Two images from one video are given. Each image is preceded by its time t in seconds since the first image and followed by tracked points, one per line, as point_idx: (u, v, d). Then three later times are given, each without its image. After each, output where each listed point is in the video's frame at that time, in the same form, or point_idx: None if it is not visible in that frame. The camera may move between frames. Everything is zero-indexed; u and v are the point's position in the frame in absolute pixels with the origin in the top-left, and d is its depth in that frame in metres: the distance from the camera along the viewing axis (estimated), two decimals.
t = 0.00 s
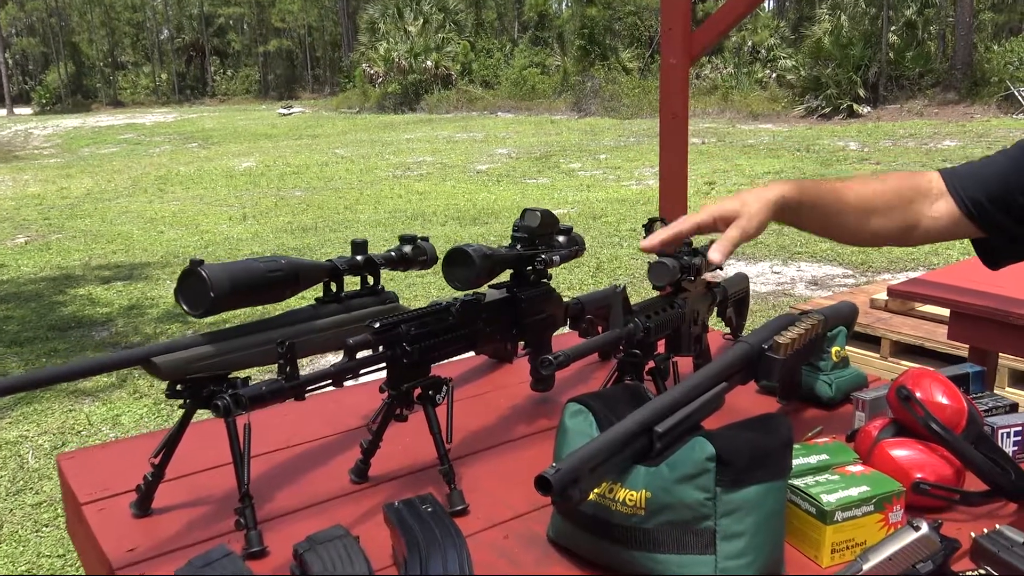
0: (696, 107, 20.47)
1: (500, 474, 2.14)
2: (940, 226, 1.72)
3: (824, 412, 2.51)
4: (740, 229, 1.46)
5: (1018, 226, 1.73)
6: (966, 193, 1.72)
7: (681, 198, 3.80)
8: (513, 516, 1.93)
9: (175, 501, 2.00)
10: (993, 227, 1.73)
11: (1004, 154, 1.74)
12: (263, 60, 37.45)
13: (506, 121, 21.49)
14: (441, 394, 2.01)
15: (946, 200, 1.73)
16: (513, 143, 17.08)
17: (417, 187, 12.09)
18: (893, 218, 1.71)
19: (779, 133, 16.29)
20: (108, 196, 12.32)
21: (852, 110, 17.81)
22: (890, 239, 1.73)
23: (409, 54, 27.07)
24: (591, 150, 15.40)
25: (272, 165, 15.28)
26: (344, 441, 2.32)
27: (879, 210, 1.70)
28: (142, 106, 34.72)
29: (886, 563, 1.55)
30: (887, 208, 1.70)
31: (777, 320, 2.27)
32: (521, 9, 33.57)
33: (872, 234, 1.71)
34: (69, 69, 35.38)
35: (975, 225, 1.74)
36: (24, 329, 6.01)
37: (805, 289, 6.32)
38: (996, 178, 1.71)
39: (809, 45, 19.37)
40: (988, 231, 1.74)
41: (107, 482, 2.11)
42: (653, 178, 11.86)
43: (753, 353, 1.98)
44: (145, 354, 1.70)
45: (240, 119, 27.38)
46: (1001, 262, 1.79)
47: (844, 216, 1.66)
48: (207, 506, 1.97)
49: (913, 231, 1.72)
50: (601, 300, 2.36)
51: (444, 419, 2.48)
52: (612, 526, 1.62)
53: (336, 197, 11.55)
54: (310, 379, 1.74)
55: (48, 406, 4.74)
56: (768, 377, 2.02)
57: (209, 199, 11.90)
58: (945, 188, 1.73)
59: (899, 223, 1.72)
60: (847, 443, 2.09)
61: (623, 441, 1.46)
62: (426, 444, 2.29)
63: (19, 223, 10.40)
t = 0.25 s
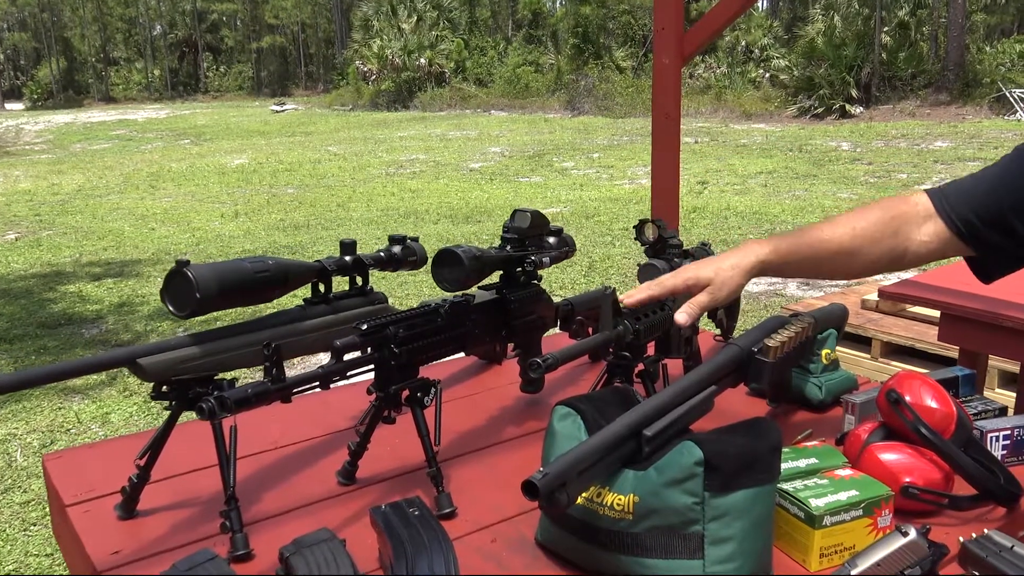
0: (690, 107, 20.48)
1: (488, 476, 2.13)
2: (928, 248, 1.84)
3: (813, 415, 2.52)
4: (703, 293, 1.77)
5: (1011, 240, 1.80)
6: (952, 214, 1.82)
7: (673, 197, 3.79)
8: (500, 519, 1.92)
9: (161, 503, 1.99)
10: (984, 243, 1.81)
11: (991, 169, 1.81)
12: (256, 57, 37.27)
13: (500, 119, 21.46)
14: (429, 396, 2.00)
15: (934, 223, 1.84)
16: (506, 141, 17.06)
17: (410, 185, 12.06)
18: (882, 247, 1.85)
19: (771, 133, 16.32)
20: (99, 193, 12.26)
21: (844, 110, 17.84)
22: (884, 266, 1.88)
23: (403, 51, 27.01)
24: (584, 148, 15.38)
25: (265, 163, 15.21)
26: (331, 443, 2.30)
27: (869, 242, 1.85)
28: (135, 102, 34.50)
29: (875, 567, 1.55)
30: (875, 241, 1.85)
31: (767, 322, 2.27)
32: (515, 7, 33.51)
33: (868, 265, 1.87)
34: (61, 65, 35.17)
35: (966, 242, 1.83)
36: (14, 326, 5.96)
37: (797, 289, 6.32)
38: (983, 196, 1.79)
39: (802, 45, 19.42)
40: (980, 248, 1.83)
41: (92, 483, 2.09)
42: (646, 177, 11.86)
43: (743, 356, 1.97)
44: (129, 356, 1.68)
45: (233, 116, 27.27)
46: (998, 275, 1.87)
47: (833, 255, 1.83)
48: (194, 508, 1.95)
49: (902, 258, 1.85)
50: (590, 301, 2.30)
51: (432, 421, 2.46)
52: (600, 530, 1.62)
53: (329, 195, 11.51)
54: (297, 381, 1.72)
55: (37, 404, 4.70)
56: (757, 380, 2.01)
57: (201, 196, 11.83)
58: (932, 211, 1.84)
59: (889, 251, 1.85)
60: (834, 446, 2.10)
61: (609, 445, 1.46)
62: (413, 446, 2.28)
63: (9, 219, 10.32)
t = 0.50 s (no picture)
0: (685, 105, 20.47)
1: (483, 474, 2.12)
2: (922, 254, 1.87)
3: (808, 413, 2.52)
4: (700, 298, 1.79)
5: (1004, 245, 1.83)
6: (945, 220, 1.85)
7: (669, 195, 3.79)
8: (496, 517, 1.92)
9: (156, 501, 1.98)
10: (977, 247, 1.84)
11: (983, 174, 1.85)
12: (251, 54, 37.14)
13: (495, 117, 21.45)
14: (425, 394, 2.00)
15: (928, 229, 1.86)
16: (501, 139, 17.04)
17: (405, 183, 12.05)
18: (876, 253, 1.87)
19: (766, 131, 16.35)
20: (93, 191, 12.21)
21: (838, 108, 17.89)
22: (878, 271, 1.91)
23: (398, 49, 26.96)
24: (579, 146, 15.38)
25: (260, 161, 15.17)
26: (327, 441, 2.30)
27: (864, 249, 1.87)
28: (129, 100, 34.38)
29: (870, 564, 1.55)
30: (869, 248, 1.87)
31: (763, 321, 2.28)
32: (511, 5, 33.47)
33: (863, 272, 1.90)
34: (55, 62, 35.04)
35: (959, 247, 1.86)
36: (7, 325, 5.93)
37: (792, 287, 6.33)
38: (975, 201, 1.83)
39: (796, 44, 19.47)
40: (972, 253, 1.86)
41: (86, 482, 2.09)
42: (641, 175, 11.87)
43: (738, 354, 1.98)
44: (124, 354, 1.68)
45: (227, 114, 27.20)
46: (990, 279, 1.91)
47: (828, 261, 1.86)
48: (189, 506, 1.95)
49: (897, 263, 1.88)
50: (585, 299, 2.30)
51: (427, 419, 2.46)
52: (596, 528, 1.62)
53: (324, 193, 11.49)
54: (293, 379, 1.71)
55: (31, 403, 4.69)
56: (752, 378, 2.02)
57: (196, 194, 11.80)
58: (925, 217, 1.87)
59: (884, 256, 1.88)
60: (828, 443, 2.10)
61: (605, 442, 1.46)
62: (408, 444, 2.28)
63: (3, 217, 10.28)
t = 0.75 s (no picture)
0: (676, 103, 20.51)
1: (478, 470, 2.13)
2: (912, 248, 1.90)
3: (800, 408, 2.54)
4: (692, 291, 1.81)
5: (994, 240, 1.85)
6: (935, 215, 1.87)
7: (661, 192, 3.80)
8: (490, 512, 1.93)
9: (151, 498, 1.98)
10: (966, 242, 1.87)
11: (973, 169, 1.87)
12: (242, 52, 37.00)
13: (487, 115, 21.45)
14: (420, 390, 2.01)
15: (917, 224, 1.89)
16: (493, 137, 17.04)
17: (397, 181, 12.04)
18: (867, 246, 1.90)
19: (758, 129, 16.40)
20: (83, 190, 12.16)
21: (830, 106, 17.97)
22: (868, 265, 1.94)
23: (390, 47, 26.92)
24: (571, 144, 15.40)
25: (251, 159, 15.13)
26: (322, 437, 2.31)
27: (854, 243, 1.91)
28: (119, 98, 34.20)
29: (862, 555, 1.57)
30: (859, 241, 1.91)
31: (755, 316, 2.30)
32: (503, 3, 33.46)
33: (854, 264, 1.93)
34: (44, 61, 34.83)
35: (949, 241, 1.88)
36: None
37: (784, 283, 6.36)
38: (965, 198, 1.85)
39: (788, 42, 19.54)
40: (961, 247, 1.88)
41: (81, 479, 2.08)
42: (633, 173, 11.89)
43: (731, 350, 1.99)
44: (119, 350, 1.68)
45: (219, 112, 27.10)
46: (981, 273, 1.93)
47: (819, 254, 1.90)
48: (184, 503, 1.95)
49: (887, 256, 1.91)
50: (579, 294, 2.32)
51: (422, 415, 2.47)
52: (591, 522, 1.63)
53: (316, 191, 11.48)
54: (288, 375, 1.72)
55: (22, 402, 4.67)
56: (744, 373, 2.04)
57: (187, 192, 11.76)
58: (916, 212, 1.89)
59: (875, 249, 1.91)
60: (820, 437, 2.12)
61: (599, 437, 1.47)
62: (403, 440, 2.29)
63: None
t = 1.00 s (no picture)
0: (663, 101, 20.56)
1: (469, 466, 2.15)
2: (897, 246, 1.92)
3: (787, 403, 2.57)
4: (679, 286, 1.84)
5: (976, 237, 1.87)
6: (918, 214, 1.89)
7: (649, 190, 3.82)
8: (481, 507, 1.95)
9: (141, 496, 1.98)
10: (949, 240, 1.89)
11: (955, 168, 1.88)
12: (228, 50, 36.79)
13: (475, 113, 21.43)
14: (411, 386, 2.02)
15: (901, 222, 1.91)
16: (481, 135, 17.04)
17: (384, 179, 12.03)
18: (851, 243, 1.93)
19: (744, 127, 16.47)
20: (69, 188, 12.08)
21: (816, 104, 18.07)
22: (852, 262, 1.97)
23: (377, 46, 26.85)
24: (559, 143, 15.42)
25: (238, 158, 15.07)
26: (312, 435, 2.31)
27: (838, 239, 1.94)
28: (105, 96, 33.95)
29: (848, 546, 1.59)
30: (843, 239, 1.94)
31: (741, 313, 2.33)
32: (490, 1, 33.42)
33: (839, 260, 1.96)
34: (28, 59, 34.52)
35: (932, 239, 1.90)
36: None
37: (771, 281, 6.40)
38: (948, 195, 1.86)
39: (774, 40, 19.64)
40: (945, 245, 1.90)
41: (71, 477, 2.08)
42: (621, 171, 11.93)
43: (718, 345, 2.02)
44: (111, 347, 1.68)
45: (205, 111, 26.95)
46: (965, 270, 1.95)
47: (804, 251, 1.93)
48: (175, 500, 1.95)
49: (871, 254, 1.94)
50: (568, 292, 2.34)
51: (412, 412, 2.48)
52: (580, 515, 1.65)
53: (303, 189, 11.45)
54: (280, 372, 1.73)
55: (8, 402, 4.64)
56: (731, 368, 2.06)
57: (173, 191, 11.71)
58: (899, 209, 1.92)
59: (858, 247, 1.94)
60: (806, 431, 2.15)
61: (588, 431, 1.49)
62: (394, 436, 2.30)
63: None
